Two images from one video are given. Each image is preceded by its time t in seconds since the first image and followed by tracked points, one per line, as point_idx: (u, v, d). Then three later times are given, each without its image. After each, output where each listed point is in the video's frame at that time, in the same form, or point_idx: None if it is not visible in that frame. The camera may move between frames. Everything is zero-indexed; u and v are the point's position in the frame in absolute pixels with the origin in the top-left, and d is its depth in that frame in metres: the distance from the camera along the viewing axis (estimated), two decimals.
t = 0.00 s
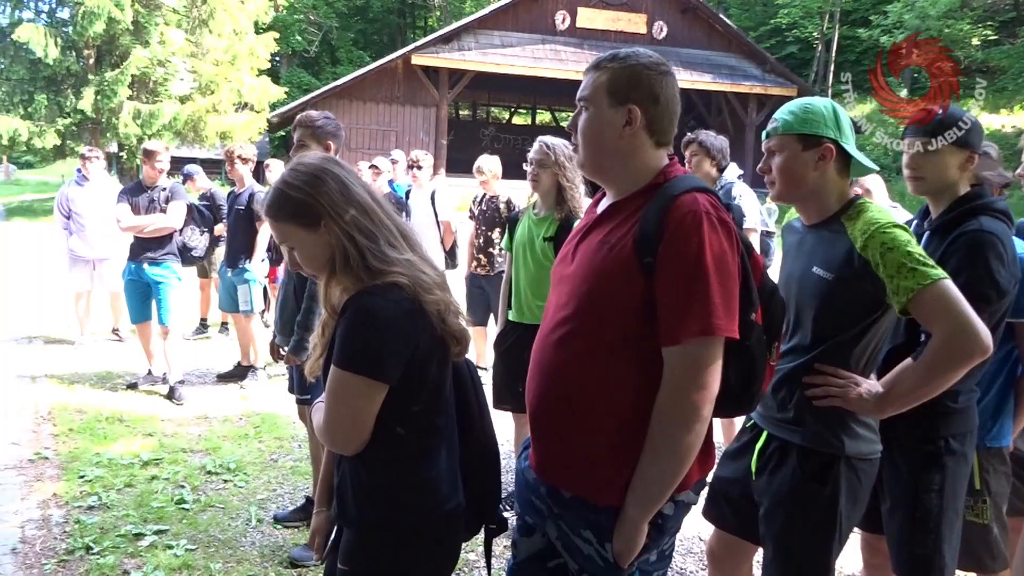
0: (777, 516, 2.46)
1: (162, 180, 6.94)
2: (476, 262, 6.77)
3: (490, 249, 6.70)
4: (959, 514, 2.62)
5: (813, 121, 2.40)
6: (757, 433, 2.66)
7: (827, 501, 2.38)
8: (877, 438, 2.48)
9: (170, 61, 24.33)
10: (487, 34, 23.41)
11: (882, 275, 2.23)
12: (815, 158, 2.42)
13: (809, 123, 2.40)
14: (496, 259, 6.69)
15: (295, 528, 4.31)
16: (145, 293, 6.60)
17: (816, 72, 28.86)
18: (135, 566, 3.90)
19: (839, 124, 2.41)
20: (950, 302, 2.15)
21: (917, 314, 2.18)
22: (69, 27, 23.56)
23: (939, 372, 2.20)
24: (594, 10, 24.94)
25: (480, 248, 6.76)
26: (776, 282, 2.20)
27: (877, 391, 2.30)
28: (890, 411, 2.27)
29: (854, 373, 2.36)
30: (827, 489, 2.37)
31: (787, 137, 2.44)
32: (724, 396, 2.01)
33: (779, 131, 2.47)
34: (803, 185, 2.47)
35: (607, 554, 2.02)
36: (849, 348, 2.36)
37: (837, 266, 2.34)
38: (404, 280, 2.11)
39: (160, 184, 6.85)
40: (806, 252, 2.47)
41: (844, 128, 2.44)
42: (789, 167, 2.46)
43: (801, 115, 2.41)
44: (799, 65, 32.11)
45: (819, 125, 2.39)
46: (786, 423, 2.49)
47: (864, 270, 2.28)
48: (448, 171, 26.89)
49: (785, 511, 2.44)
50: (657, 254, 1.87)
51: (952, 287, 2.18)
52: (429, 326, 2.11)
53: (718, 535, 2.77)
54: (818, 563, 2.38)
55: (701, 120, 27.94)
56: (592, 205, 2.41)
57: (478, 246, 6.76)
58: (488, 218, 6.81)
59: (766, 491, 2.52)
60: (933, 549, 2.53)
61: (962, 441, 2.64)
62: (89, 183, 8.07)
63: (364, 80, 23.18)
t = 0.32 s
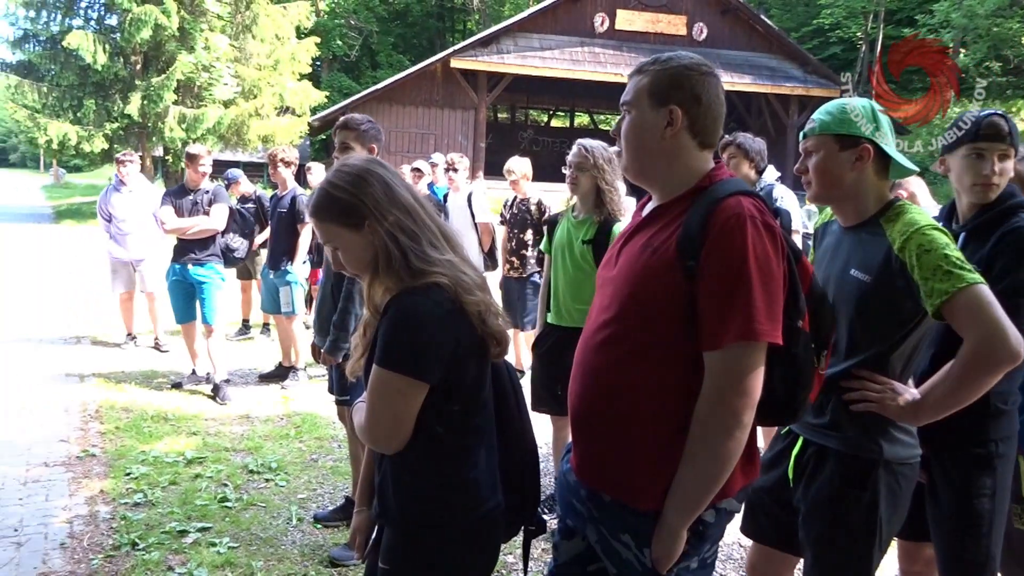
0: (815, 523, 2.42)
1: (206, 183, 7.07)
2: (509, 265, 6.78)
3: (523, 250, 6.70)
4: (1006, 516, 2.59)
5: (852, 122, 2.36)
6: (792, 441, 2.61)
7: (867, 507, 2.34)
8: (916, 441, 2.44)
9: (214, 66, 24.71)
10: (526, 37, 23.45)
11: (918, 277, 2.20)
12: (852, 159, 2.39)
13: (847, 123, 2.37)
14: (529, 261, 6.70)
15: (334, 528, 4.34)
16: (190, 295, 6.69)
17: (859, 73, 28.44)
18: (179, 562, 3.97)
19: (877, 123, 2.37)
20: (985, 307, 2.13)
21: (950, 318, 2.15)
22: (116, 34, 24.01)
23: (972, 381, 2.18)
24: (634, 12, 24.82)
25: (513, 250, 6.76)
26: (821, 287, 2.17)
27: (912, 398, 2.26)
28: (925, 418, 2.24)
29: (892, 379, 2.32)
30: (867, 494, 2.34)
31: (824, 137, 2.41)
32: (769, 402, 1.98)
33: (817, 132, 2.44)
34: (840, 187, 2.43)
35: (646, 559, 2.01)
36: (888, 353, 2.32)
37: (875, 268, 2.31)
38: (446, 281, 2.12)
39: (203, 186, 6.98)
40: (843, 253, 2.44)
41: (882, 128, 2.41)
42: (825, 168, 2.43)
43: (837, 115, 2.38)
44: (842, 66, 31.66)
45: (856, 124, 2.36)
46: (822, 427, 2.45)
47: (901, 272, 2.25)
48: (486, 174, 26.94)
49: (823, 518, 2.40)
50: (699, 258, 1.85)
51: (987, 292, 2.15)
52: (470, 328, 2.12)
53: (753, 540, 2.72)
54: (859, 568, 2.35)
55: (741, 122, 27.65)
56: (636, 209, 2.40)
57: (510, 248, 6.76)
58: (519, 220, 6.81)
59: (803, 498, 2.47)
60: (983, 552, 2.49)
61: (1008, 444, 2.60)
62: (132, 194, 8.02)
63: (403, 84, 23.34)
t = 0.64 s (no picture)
0: (840, 527, 2.36)
1: (243, 181, 7.15)
2: (538, 267, 6.75)
3: (552, 253, 6.67)
4: None
5: (881, 120, 2.32)
6: (815, 444, 2.57)
7: (893, 506, 2.29)
8: (938, 440, 2.39)
9: (252, 68, 25.02)
10: (560, 38, 23.45)
11: (948, 280, 2.17)
12: (880, 159, 2.34)
13: (875, 122, 2.32)
14: (558, 263, 6.65)
15: (368, 526, 4.37)
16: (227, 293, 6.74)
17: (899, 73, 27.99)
18: (216, 558, 4.02)
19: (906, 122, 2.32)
20: (1018, 312, 2.11)
21: (981, 323, 2.14)
22: (158, 37, 24.40)
23: (1000, 384, 2.15)
24: (669, 13, 24.67)
25: (542, 252, 6.73)
26: (864, 290, 2.13)
27: (934, 398, 2.22)
28: (947, 419, 2.19)
29: (912, 380, 2.29)
30: (891, 493, 2.29)
31: (850, 139, 2.36)
32: (812, 406, 1.95)
33: (843, 131, 2.38)
34: (867, 186, 2.38)
35: (688, 562, 1.98)
36: (908, 352, 2.29)
37: (904, 269, 2.28)
38: (487, 281, 2.12)
39: (240, 185, 7.07)
40: (868, 253, 2.40)
41: (910, 129, 2.36)
42: (853, 169, 2.38)
43: (864, 113, 2.33)
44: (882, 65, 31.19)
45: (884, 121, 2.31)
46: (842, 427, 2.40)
47: (930, 274, 2.22)
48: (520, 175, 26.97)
49: (850, 519, 2.35)
50: (744, 259, 1.83)
51: (1019, 299, 2.13)
52: (510, 328, 2.11)
53: (780, 546, 2.68)
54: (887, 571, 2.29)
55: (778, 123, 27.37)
56: (673, 211, 2.38)
57: (540, 250, 6.73)
58: (549, 223, 6.77)
59: (828, 501, 2.43)
60: None
61: None
62: (171, 196, 8.14)
63: (437, 85, 23.45)
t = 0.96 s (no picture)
0: (855, 524, 2.42)
1: (277, 181, 7.20)
2: (566, 268, 6.74)
3: (579, 254, 6.66)
4: None
5: (907, 115, 2.35)
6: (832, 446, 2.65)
7: (905, 500, 2.34)
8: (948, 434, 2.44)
9: (287, 70, 25.27)
10: (593, 39, 23.40)
11: (965, 281, 2.25)
12: (903, 153, 2.38)
13: (903, 116, 2.35)
14: (584, 265, 6.63)
15: (400, 526, 4.38)
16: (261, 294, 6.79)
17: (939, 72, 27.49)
18: (250, 555, 4.06)
19: (933, 122, 2.36)
20: None
21: (997, 326, 2.20)
22: (195, 40, 24.74)
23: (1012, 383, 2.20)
24: (703, 13, 24.48)
25: (570, 254, 6.73)
26: (904, 292, 2.11)
27: (944, 397, 2.28)
28: (955, 414, 2.26)
29: (918, 376, 2.35)
30: (903, 488, 2.34)
31: (875, 133, 2.40)
32: (850, 410, 1.92)
33: (867, 126, 2.43)
34: (889, 180, 2.42)
35: (725, 567, 1.96)
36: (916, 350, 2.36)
37: (920, 269, 2.35)
38: (527, 283, 2.12)
39: (274, 185, 7.12)
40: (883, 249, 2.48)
41: (938, 127, 2.38)
42: (876, 162, 2.42)
43: (891, 109, 2.37)
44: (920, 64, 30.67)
45: (909, 118, 2.34)
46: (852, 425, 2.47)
47: (946, 274, 2.29)
48: (551, 176, 26.95)
49: (863, 517, 2.40)
50: (785, 259, 1.80)
51: None
52: (547, 331, 2.11)
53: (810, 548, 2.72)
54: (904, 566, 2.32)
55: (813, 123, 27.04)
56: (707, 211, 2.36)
57: (567, 252, 6.73)
58: (578, 224, 6.74)
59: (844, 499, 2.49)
60: None
61: None
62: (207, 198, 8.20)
63: (470, 87, 23.51)
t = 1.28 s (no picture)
0: (879, 524, 2.50)
1: (306, 181, 7.24)
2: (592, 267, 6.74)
3: (606, 253, 6.65)
4: None
5: (920, 116, 2.36)
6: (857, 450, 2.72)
7: (928, 498, 2.41)
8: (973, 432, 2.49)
9: (316, 71, 25.49)
10: (621, 39, 23.34)
11: (984, 278, 2.32)
12: (918, 153, 2.41)
13: (917, 116, 2.36)
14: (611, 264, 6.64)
15: (427, 524, 4.40)
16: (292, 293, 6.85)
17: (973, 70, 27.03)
18: (280, 552, 4.10)
19: (948, 122, 2.37)
20: None
21: (1017, 323, 2.26)
22: (226, 42, 25.03)
23: None
24: (733, 12, 24.30)
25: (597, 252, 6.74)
26: (938, 293, 2.08)
27: (966, 398, 2.35)
28: (975, 412, 2.33)
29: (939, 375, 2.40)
30: (927, 489, 2.41)
31: (889, 132, 2.42)
32: (880, 411, 1.90)
33: (880, 128, 2.46)
34: (905, 178, 2.47)
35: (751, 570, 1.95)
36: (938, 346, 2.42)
37: (939, 267, 2.42)
38: (562, 284, 2.12)
39: (303, 185, 7.17)
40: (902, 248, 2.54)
41: (951, 123, 2.41)
42: (891, 162, 2.45)
43: (904, 109, 2.39)
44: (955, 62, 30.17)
45: (919, 118, 2.35)
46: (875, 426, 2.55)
47: (965, 273, 2.37)
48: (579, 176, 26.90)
49: (885, 518, 2.48)
50: (816, 260, 1.78)
51: None
52: (575, 332, 2.09)
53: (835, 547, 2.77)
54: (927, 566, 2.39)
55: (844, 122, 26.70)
56: (737, 211, 2.34)
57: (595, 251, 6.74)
58: (605, 223, 6.68)
59: (867, 498, 2.55)
60: None
61: None
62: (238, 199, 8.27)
63: (498, 87, 23.56)
